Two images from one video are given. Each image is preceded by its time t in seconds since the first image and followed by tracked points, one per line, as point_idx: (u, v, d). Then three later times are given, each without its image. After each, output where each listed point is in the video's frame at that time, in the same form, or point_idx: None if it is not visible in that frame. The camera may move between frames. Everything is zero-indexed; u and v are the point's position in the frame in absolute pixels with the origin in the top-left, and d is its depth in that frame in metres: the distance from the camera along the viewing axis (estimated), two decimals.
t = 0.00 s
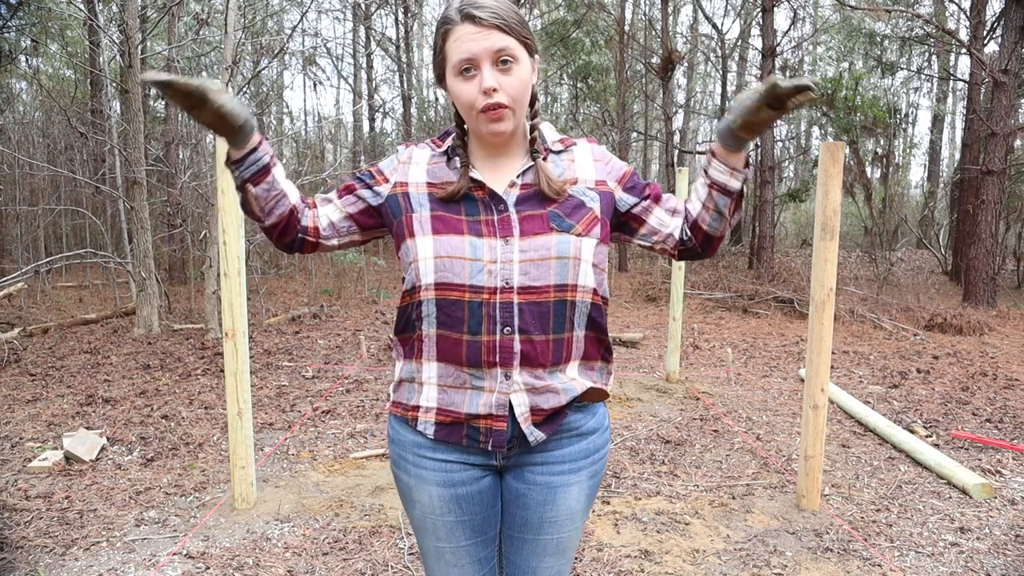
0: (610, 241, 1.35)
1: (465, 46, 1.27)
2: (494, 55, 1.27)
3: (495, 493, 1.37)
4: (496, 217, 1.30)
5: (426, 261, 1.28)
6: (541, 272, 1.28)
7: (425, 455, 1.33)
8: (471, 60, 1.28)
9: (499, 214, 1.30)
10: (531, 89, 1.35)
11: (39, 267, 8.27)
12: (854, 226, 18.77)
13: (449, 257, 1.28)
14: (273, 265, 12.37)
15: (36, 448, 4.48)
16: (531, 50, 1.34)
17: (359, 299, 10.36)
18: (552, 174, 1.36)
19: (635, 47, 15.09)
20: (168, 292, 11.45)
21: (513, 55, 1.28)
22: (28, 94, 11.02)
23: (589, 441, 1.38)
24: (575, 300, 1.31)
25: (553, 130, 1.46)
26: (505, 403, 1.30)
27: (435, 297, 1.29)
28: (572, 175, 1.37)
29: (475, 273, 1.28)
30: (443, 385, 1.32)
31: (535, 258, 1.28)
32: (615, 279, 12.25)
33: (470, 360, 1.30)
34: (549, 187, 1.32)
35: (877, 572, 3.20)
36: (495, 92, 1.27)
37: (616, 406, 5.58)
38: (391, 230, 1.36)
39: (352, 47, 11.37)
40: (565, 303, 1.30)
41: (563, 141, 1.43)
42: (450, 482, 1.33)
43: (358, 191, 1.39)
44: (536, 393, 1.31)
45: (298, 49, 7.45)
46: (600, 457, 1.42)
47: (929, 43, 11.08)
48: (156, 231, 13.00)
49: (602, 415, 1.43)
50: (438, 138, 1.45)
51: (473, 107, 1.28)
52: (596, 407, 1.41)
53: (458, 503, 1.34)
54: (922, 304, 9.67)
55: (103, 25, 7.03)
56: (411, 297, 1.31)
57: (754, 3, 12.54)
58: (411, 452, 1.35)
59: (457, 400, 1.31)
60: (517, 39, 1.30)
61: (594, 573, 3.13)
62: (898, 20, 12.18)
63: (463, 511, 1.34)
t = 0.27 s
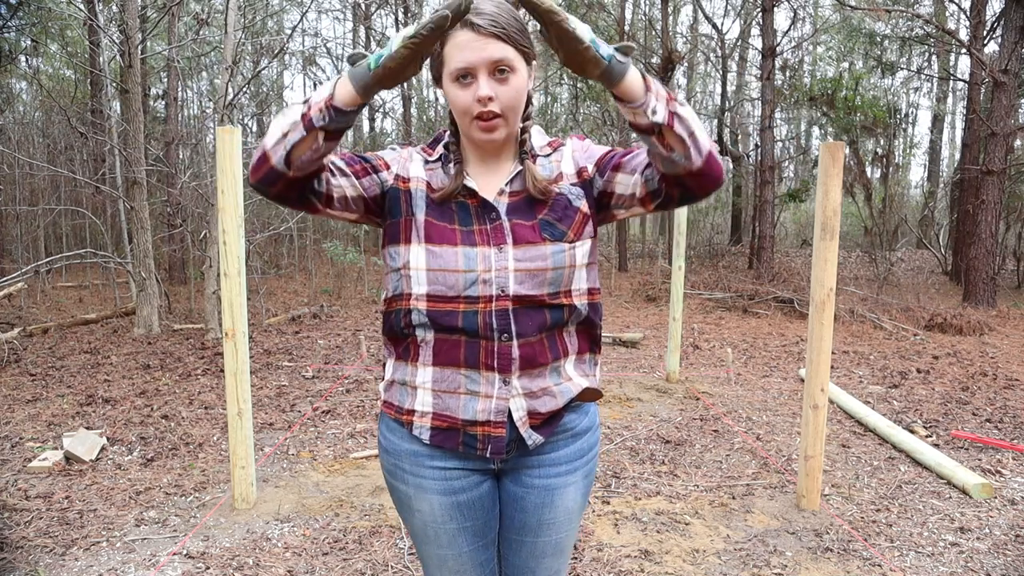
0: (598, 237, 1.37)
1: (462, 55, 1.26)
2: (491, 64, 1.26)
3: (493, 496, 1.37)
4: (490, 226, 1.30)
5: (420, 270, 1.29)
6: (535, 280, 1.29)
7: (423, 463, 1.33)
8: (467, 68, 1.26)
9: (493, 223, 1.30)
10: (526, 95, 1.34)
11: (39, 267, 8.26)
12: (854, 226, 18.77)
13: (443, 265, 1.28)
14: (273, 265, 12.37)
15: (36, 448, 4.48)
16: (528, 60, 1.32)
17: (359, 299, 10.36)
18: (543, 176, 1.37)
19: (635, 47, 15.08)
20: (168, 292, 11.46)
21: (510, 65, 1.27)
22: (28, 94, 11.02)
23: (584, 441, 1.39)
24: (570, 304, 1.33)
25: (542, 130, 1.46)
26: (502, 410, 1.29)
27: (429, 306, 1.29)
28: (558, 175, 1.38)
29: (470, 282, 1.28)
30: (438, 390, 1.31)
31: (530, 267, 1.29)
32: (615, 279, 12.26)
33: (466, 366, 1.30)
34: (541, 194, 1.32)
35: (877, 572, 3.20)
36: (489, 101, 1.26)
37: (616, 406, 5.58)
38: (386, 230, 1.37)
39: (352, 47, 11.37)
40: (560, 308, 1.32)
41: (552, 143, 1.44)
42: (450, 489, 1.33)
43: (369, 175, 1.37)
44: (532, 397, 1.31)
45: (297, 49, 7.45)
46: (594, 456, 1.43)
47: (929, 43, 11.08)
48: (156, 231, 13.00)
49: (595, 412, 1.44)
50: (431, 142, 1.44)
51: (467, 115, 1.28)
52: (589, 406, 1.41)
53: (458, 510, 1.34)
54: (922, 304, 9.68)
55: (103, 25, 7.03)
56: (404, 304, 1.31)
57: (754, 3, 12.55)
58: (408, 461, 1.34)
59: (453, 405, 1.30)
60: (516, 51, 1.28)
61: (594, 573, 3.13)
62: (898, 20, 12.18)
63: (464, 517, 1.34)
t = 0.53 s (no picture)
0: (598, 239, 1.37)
1: (465, 52, 1.26)
2: (494, 62, 1.26)
3: (494, 496, 1.37)
4: (491, 230, 1.30)
5: (422, 277, 1.29)
6: (537, 286, 1.29)
7: (424, 463, 1.33)
8: (470, 66, 1.26)
9: (494, 228, 1.30)
10: (528, 96, 1.34)
11: (38, 267, 8.26)
12: (854, 226, 18.77)
13: (444, 272, 1.28)
14: (273, 265, 12.37)
15: (36, 448, 4.48)
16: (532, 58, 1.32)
17: (359, 299, 10.36)
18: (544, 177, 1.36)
19: (635, 47, 15.08)
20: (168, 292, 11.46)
21: (512, 64, 1.27)
22: (28, 94, 11.02)
23: (584, 440, 1.39)
24: (572, 309, 1.34)
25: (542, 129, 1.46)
26: (504, 412, 1.29)
27: (431, 313, 1.28)
28: (559, 176, 1.38)
29: (471, 288, 1.28)
30: (439, 393, 1.30)
31: (532, 272, 1.28)
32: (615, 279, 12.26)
33: (468, 370, 1.29)
34: (542, 197, 1.32)
35: (877, 572, 3.20)
36: (492, 99, 1.26)
37: (616, 406, 5.58)
38: (388, 236, 1.36)
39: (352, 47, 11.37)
40: (562, 313, 1.33)
41: (552, 144, 1.43)
42: (451, 489, 1.33)
43: (375, 180, 1.36)
44: (534, 399, 1.31)
45: (297, 49, 7.44)
46: (594, 455, 1.43)
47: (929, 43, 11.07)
48: (156, 231, 13.00)
49: (595, 412, 1.44)
50: (430, 143, 1.43)
51: (469, 112, 1.28)
52: (589, 406, 1.41)
53: (460, 509, 1.33)
54: (922, 304, 9.68)
55: (103, 24, 7.03)
56: (405, 308, 1.31)
57: (753, 3, 12.55)
58: (409, 462, 1.34)
59: (454, 408, 1.30)
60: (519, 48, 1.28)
61: (595, 573, 3.12)
62: (898, 20, 12.17)
63: (465, 517, 1.34)
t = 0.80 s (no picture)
0: (599, 240, 1.37)
1: (469, 49, 1.26)
2: (498, 60, 1.26)
3: (494, 497, 1.37)
4: (492, 231, 1.30)
5: (422, 277, 1.29)
6: (538, 287, 1.29)
7: (424, 463, 1.33)
8: (474, 64, 1.26)
9: (495, 228, 1.30)
10: (531, 95, 1.34)
11: (38, 267, 8.26)
12: (854, 226, 18.77)
13: (445, 272, 1.28)
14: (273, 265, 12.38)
15: (36, 448, 4.48)
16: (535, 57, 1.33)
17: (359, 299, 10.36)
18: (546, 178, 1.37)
19: (635, 47, 15.08)
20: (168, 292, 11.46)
21: (517, 62, 1.27)
22: (28, 94, 11.02)
23: (584, 441, 1.39)
24: (573, 310, 1.34)
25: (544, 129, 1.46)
26: (504, 413, 1.29)
27: (432, 313, 1.28)
28: (561, 177, 1.38)
29: (472, 289, 1.28)
30: (439, 393, 1.30)
31: (533, 273, 1.28)
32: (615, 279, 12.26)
33: (468, 370, 1.29)
34: (544, 197, 1.32)
35: (877, 572, 3.20)
36: (496, 97, 1.26)
37: (616, 406, 5.58)
38: (389, 237, 1.36)
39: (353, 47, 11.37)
40: (563, 315, 1.33)
41: (554, 145, 1.44)
42: (451, 490, 1.32)
43: (375, 182, 1.36)
44: (534, 400, 1.31)
45: (298, 49, 7.44)
46: (594, 456, 1.42)
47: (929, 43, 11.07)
48: (156, 231, 13.00)
49: (595, 413, 1.44)
50: (432, 143, 1.44)
51: (472, 110, 1.28)
52: (589, 407, 1.41)
53: (460, 509, 1.34)
54: (922, 304, 9.68)
55: (103, 24, 7.02)
56: (405, 309, 1.31)
57: (753, 3, 12.55)
58: (409, 461, 1.34)
59: (454, 408, 1.30)
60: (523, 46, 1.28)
61: (595, 573, 3.12)
62: (898, 20, 12.17)
63: (465, 517, 1.34)
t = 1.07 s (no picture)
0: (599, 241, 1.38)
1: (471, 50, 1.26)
2: (500, 61, 1.26)
3: (495, 496, 1.37)
4: (493, 231, 1.29)
5: (422, 277, 1.29)
6: (538, 288, 1.29)
7: (425, 463, 1.33)
8: (476, 64, 1.26)
9: (496, 228, 1.30)
10: (533, 96, 1.35)
11: (39, 267, 8.27)
12: (854, 226, 18.77)
13: (446, 272, 1.28)
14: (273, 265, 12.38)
15: (36, 448, 4.48)
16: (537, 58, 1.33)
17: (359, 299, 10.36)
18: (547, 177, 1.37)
19: (635, 47, 15.09)
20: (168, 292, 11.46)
21: (518, 62, 1.28)
22: (28, 94, 11.02)
23: (585, 440, 1.39)
24: (574, 311, 1.34)
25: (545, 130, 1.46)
26: (505, 413, 1.29)
27: (432, 312, 1.28)
28: (562, 177, 1.38)
29: (473, 289, 1.28)
30: (439, 392, 1.30)
31: (534, 273, 1.28)
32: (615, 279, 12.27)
33: (470, 367, 1.29)
34: (545, 197, 1.32)
35: (877, 572, 3.20)
36: (497, 98, 1.26)
37: (616, 406, 5.58)
38: (392, 236, 1.36)
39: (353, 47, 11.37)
40: (564, 315, 1.33)
41: (555, 145, 1.44)
42: (452, 489, 1.32)
43: (377, 181, 1.36)
44: (535, 400, 1.31)
45: (298, 49, 7.44)
46: (595, 456, 1.42)
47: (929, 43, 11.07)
48: (156, 231, 13.00)
49: (596, 412, 1.44)
50: (434, 143, 1.44)
51: (474, 109, 1.28)
52: (589, 407, 1.41)
53: (460, 509, 1.33)
54: (922, 304, 9.68)
55: (103, 25, 7.02)
56: (406, 309, 1.31)
57: (753, 3, 12.55)
58: (410, 462, 1.34)
59: (455, 408, 1.30)
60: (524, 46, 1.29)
61: (595, 573, 3.12)
62: (898, 20, 12.17)
63: (466, 516, 1.34)
